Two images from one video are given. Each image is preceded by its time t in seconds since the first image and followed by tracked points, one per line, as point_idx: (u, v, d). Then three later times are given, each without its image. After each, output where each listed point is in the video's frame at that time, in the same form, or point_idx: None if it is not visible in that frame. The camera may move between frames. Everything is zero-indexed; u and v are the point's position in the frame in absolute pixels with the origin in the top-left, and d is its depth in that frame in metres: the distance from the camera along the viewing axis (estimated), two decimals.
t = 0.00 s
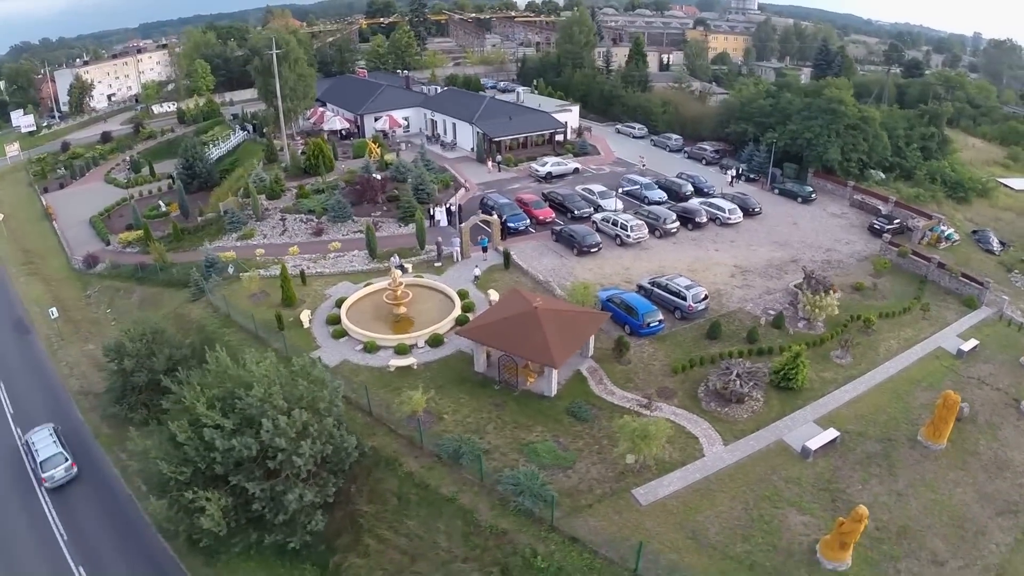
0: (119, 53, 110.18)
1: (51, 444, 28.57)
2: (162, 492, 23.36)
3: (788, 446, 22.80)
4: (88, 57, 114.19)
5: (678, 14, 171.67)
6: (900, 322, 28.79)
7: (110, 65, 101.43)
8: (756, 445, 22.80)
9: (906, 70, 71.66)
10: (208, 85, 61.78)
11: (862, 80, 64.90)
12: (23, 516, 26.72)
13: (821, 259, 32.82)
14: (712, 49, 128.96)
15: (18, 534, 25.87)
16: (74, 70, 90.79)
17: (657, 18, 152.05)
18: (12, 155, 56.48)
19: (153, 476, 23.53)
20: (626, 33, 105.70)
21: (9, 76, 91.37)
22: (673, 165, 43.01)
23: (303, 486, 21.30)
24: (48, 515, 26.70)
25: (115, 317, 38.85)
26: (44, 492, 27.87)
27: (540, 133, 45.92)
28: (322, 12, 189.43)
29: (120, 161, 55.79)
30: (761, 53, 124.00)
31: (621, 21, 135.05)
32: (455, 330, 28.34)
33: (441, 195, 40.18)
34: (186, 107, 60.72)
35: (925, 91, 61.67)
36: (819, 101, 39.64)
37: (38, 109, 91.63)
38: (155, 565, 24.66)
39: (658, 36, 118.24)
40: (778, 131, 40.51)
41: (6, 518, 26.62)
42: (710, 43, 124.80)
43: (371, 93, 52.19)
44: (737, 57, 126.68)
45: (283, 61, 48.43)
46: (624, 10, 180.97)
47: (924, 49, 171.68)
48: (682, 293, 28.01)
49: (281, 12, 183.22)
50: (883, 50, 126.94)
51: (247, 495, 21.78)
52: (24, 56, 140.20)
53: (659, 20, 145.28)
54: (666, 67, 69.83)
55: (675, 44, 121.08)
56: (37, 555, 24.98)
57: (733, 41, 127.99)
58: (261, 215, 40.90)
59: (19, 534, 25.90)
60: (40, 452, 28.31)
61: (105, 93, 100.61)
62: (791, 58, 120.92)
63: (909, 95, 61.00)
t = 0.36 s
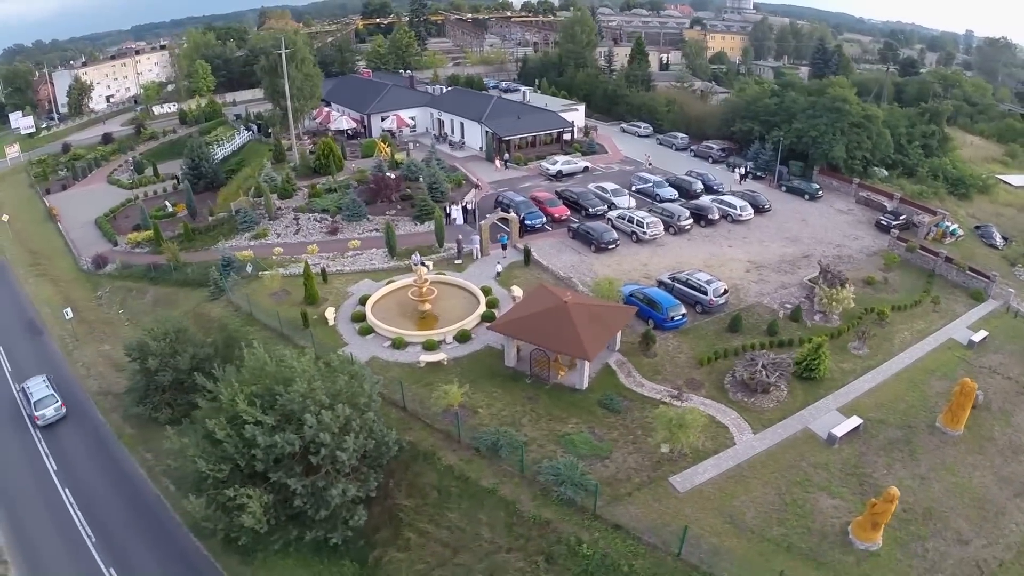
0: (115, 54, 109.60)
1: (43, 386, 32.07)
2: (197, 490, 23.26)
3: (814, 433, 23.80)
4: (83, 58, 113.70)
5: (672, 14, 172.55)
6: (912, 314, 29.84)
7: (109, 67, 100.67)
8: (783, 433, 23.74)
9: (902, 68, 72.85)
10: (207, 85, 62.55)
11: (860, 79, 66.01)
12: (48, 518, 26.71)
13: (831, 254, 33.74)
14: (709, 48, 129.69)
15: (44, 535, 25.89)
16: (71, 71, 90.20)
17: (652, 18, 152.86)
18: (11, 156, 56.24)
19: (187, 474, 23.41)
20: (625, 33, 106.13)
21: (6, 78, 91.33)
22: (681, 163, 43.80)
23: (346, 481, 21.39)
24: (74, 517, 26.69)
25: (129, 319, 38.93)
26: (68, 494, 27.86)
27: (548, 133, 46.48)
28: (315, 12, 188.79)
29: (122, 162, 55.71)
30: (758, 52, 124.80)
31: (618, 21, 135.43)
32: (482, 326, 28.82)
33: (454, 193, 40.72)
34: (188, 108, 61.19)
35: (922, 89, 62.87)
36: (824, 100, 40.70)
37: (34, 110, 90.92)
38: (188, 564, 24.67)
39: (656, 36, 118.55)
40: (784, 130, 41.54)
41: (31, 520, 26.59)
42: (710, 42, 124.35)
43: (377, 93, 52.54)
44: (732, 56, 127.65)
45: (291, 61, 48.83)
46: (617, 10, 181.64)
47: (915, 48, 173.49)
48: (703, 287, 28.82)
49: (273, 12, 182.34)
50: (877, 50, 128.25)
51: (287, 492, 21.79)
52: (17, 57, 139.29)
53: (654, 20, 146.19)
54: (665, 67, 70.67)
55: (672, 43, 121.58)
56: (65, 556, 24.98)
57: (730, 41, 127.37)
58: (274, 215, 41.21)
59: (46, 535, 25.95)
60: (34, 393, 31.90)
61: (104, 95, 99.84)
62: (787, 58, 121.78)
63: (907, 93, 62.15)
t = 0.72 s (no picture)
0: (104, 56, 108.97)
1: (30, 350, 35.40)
2: (225, 493, 23.11)
3: (833, 423, 24.80)
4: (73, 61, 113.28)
5: (661, 15, 173.59)
6: (917, 307, 30.89)
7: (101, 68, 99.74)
8: (803, 423, 24.72)
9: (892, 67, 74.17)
10: (202, 88, 64.62)
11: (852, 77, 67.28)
12: (66, 524, 26.43)
13: (836, 250, 34.63)
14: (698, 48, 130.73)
15: (62, 542, 25.60)
16: (61, 74, 89.58)
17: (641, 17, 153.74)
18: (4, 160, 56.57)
19: (215, 477, 23.25)
20: (617, 33, 106.53)
21: None
22: (682, 162, 44.52)
23: (380, 480, 21.40)
24: (92, 523, 26.40)
25: (136, 324, 39.32)
26: (85, 501, 27.56)
27: (549, 133, 46.88)
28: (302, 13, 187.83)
29: (116, 166, 56.31)
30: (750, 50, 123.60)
31: (606, 20, 133.80)
32: (500, 324, 29.11)
33: (460, 193, 41.13)
34: (183, 111, 62.10)
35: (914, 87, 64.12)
36: (822, 99, 41.93)
37: (23, 114, 90.24)
38: (215, 568, 24.43)
39: (646, 35, 118.42)
40: (783, 128, 42.66)
41: (49, 527, 26.31)
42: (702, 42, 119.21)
43: (376, 94, 52.65)
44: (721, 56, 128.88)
45: (289, 61, 49.00)
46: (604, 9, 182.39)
47: (902, 45, 174.24)
48: (717, 283, 29.53)
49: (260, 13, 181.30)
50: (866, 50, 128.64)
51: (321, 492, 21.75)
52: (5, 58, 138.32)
53: (643, 20, 147.14)
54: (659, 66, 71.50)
55: (663, 42, 122.26)
56: (86, 562, 24.71)
57: (720, 40, 122.31)
58: (279, 216, 41.42)
59: (63, 539, 25.71)
60: (19, 355, 35.16)
61: (95, 98, 98.64)
62: (778, 57, 121.91)
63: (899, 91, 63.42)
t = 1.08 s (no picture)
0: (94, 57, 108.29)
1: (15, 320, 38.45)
2: (254, 498, 22.94)
3: (852, 416, 25.65)
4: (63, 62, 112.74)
5: (650, 14, 174.71)
6: (925, 303, 31.83)
7: (95, 71, 96.87)
8: (824, 417, 25.53)
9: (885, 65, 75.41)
10: (197, 91, 64.65)
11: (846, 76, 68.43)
12: (84, 531, 26.11)
13: (842, 248, 35.42)
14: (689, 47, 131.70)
15: (81, 551, 25.21)
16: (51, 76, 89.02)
17: (632, 17, 154.54)
18: None
19: (243, 481, 23.09)
20: (612, 32, 107.13)
21: None
22: (685, 161, 45.11)
23: (415, 481, 21.40)
24: (112, 531, 26.08)
25: (143, 328, 39.68)
26: (102, 508, 27.19)
27: (552, 133, 47.15)
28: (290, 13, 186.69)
29: (112, 168, 57.27)
30: (742, 50, 122.03)
31: (599, 20, 133.58)
32: (520, 323, 29.27)
33: (467, 194, 41.35)
34: (179, 113, 62.24)
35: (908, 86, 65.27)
36: (823, 99, 43.02)
37: (13, 116, 89.25)
38: (242, 574, 24.19)
39: (639, 35, 118.86)
40: (785, 128, 43.56)
41: (67, 534, 25.98)
42: (696, 43, 118.93)
43: (376, 94, 52.59)
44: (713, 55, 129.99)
45: (290, 62, 48.94)
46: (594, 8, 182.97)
47: (893, 43, 175.54)
48: (732, 281, 30.12)
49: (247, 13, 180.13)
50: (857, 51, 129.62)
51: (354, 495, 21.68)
52: None
53: (634, 20, 148.04)
54: (654, 65, 72.22)
55: (655, 41, 122.87)
56: (107, 571, 24.36)
57: (714, 41, 121.88)
58: (285, 218, 41.64)
59: (82, 548, 25.33)
60: (6, 325, 38.25)
61: (88, 100, 96.80)
62: (772, 56, 122.28)
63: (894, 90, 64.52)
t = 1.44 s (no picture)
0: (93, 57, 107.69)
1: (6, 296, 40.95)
2: (285, 503, 22.71)
3: (875, 415, 26.05)
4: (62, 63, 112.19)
5: (648, 15, 175.36)
6: (940, 303, 32.30)
7: (95, 71, 96.37)
8: (849, 415, 25.98)
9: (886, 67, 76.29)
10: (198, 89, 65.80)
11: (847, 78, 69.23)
12: (106, 538, 25.71)
13: (856, 248, 35.85)
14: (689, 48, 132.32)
15: (104, 558, 24.80)
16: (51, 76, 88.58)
17: (631, 18, 154.93)
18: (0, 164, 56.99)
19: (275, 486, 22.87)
20: (613, 33, 107.52)
21: None
22: (695, 162, 45.41)
23: (453, 484, 21.35)
24: (134, 538, 25.67)
25: (155, 330, 39.53)
26: (123, 514, 26.80)
27: (563, 134, 47.31)
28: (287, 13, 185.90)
29: (116, 168, 57.18)
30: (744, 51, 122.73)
31: (600, 21, 133.21)
32: (544, 324, 29.38)
33: (481, 194, 41.42)
34: (183, 113, 62.13)
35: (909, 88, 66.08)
36: (832, 101, 43.54)
37: (13, 116, 88.38)
38: None
39: (640, 36, 119.26)
40: (794, 129, 44.04)
41: (88, 541, 25.55)
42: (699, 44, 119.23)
43: (384, 94, 52.49)
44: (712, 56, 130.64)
45: (298, 62, 48.83)
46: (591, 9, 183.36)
47: (889, 45, 176.83)
48: (753, 282, 30.47)
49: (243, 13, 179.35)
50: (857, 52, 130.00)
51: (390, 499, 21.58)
52: None
53: (633, 20, 148.60)
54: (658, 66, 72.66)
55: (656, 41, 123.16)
56: None
57: (716, 41, 121.76)
58: (298, 218, 41.71)
59: (105, 555, 24.92)
60: None
61: (90, 101, 95.55)
62: (774, 57, 122.03)
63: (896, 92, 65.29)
